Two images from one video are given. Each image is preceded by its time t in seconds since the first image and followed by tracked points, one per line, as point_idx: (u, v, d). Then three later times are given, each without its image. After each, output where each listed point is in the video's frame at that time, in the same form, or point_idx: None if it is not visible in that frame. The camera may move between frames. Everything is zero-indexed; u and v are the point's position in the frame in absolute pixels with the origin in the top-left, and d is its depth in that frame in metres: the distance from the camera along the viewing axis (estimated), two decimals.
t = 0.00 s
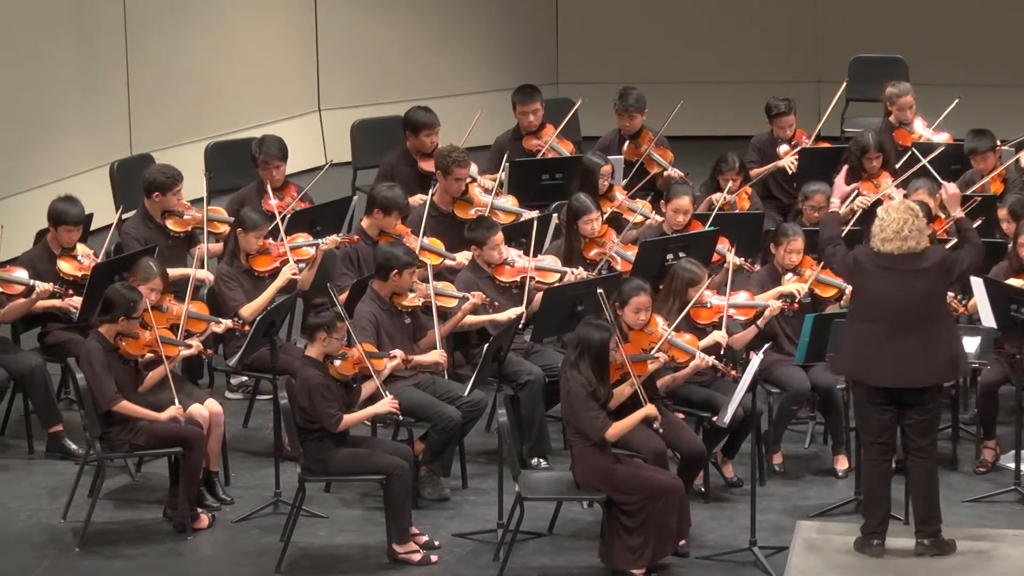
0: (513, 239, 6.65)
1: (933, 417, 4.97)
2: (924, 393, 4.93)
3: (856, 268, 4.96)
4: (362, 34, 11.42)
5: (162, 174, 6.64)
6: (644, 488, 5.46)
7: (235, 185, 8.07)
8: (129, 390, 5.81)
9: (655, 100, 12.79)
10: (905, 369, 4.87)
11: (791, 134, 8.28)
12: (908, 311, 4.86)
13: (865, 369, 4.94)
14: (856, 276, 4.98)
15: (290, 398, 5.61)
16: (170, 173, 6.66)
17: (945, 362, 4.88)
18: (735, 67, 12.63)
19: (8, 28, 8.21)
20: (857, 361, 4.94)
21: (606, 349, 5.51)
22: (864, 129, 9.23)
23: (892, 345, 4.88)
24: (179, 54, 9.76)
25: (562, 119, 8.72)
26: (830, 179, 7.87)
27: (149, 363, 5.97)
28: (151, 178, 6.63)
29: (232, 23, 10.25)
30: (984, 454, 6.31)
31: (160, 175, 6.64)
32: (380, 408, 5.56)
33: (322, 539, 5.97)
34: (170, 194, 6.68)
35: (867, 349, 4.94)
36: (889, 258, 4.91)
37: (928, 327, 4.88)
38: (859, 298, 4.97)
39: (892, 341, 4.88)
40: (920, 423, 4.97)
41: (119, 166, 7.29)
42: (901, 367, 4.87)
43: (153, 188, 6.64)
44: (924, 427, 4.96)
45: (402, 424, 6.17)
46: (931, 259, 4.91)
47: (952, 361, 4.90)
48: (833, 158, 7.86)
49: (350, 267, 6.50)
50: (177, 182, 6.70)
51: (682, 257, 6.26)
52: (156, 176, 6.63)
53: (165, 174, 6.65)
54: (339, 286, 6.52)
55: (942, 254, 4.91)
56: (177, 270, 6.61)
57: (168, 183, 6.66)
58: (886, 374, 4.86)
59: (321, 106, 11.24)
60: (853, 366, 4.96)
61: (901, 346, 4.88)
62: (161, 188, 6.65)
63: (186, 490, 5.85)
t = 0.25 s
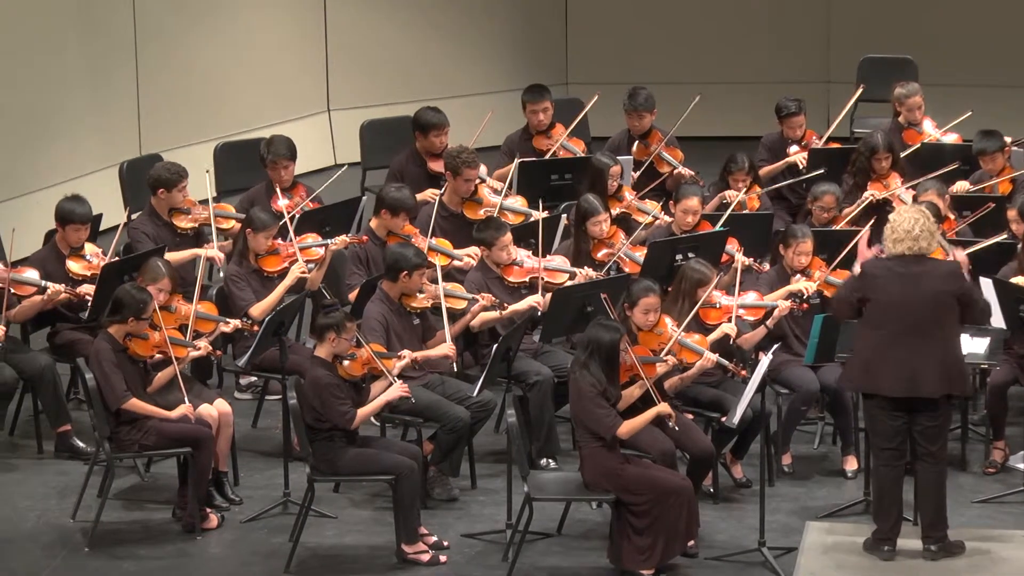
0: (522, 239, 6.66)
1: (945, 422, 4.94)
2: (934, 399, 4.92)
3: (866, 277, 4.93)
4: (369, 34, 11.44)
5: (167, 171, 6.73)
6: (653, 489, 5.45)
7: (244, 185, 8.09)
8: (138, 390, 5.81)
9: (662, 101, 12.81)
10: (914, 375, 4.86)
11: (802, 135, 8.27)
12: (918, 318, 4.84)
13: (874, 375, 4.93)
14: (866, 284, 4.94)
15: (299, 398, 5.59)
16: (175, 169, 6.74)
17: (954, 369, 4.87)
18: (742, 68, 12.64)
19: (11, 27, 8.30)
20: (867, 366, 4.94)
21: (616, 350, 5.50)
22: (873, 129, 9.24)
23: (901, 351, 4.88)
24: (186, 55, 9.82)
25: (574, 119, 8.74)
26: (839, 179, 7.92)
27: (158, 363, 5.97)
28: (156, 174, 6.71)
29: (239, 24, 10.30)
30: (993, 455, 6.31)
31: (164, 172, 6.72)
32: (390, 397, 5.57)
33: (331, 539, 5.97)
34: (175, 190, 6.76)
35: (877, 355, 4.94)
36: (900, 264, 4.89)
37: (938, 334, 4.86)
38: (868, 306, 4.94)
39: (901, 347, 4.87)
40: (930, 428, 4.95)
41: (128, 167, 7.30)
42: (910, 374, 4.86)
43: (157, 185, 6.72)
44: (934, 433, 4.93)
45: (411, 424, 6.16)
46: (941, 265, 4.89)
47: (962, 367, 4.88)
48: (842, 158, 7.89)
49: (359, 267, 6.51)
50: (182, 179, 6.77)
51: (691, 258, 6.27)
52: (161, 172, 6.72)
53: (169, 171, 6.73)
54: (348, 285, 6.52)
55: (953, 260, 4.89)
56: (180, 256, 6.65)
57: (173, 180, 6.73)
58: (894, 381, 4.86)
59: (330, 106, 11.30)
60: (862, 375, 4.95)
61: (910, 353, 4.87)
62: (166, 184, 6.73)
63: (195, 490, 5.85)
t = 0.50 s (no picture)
0: (533, 240, 6.66)
1: (959, 426, 4.94)
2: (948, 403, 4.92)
3: (881, 280, 4.94)
4: (377, 34, 11.46)
5: (174, 169, 6.73)
6: (663, 489, 5.44)
7: (255, 185, 8.11)
8: (149, 390, 5.81)
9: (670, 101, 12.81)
10: (930, 378, 4.86)
11: (813, 135, 8.28)
12: (934, 321, 4.85)
13: (890, 377, 4.93)
14: (880, 288, 4.95)
15: (309, 398, 5.59)
16: (182, 167, 6.74)
17: (971, 373, 4.87)
18: (750, 67, 12.65)
19: (16, 27, 8.35)
20: (883, 368, 4.94)
21: (628, 350, 5.50)
22: (884, 130, 9.25)
23: (917, 354, 4.88)
24: (197, 56, 9.84)
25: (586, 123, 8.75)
26: (850, 180, 7.93)
27: (169, 364, 5.97)
28: (163, 172, 6.72)
29: (248, 24, 10.33)
30: (1004, 456, 6.30)
31: (171, 169, 6.72)
32: (403, 400, 5.55)
33: (341, 540, 5.97)
34: (182, 188, 6.76)
35: (893, 357, 4.94)
36: (916, 266, 4.90)
37: (954, 338, 4.87)
38: (883, 310, 4.95)
39: (917, 350, 4.87)
40: (945, 432, 4.94)
41: (139, 167, 7.32)
42: (926, 376, 4.86)
43: (165, 183, 6.73)
44: (948, 437, 4.93)
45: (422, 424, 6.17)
46: (957, 269, 4.90)
47: (979, 371, 4.88)
48: (852, 159, 7.91)
49: (370, 267, 6.52)
50: (190, 177, 6.78)
51: (701, 258, 6.28)
52: (168, 170, 6.72)
53: (176, 169, 6.73)
54: (358, 286, 6.53)
55: (970, 264, 4.90)
56: (188, 250, 6.64)
57: (180, 178, 6.74)
58: (910, 383, 4.86)
59: (341, 106, 11.33)
60: (877, 379, 4.96)
61: (926, 356, 4.87)
62: (173, 183, 6.74)
63: (206, 490, 5.84)
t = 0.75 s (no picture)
0: (542, 240, 6.67)
1: (971, 426, 4.93)
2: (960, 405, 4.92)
3: (895, 281, 4.94)
4: (385, 34, 11.46)
5: (180, 169, 6.73)
6: (672, 490, 5.43)
7: (263, 185, 8.12)
8: (158, 390, 5.81)
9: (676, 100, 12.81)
10: (942, 380, 4.86)
11: (821, 136, 8.28)
12: (948, 323, 4.85)
13: (902, 378, 4.93)
14: (895, 288, 4.96)
15: (318, 398, 5.58)
16: (188, 167, 6.74)
17: (983, 375, 4.87)
18: (756, 67, 12.64)
19: (25, 27, 8.36)
20: (895, 368, 4.95)
21: (637, 350, 5.50)
22: (893, 130, 9.26)
23: (930, 355, 4.88)
24: (204, 56, 9.85)
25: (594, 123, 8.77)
26: (858, 181, 7.94)
27: (178, 364, 5.97)
28: (170, 172, 6.72)
29: (256, 24, 10.33)
30: (1013, 456, 6.30)
31: (178, 169, 6.72)
32: (411, 402, 5.55)
33: (350, 540, 5.97)
34: (189, 188, 6.77)
35: (906, 358, 4.94)
36: (930, 268, 4.91)
37: (967, 340, 4.87)
38: (897, 311, 4.95)
39: (930, 351, 4.88)
40: (957, 432, 4.93)
41: (147, 167, 7.33)
42: (938, 378, 4.86)
43: (171, 183, 6.73)
44: (960, 437, 4.92)
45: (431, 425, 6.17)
46: (971, 271, 4.90)
47: (991, 374, 4.88)
48: (860, 160, 7.92)
49: (379, 267, 6.52)
50: (197, 177, 6.78)
51: (710, 259, 6.28)
52: (175, 170, 6.71)
53: (183, 168, 6.74)
54: (367, 286, 6.53)
55: (983, 267, 4.91)
56: (197, 251, 6.66)
57: (186, 178, 6.74)
58: (922, 384, 4.86)
59: (349, 107, 11.37)
60: (890, 380, 4.96)
61: (939, 357, 4.87)
62: (180, 182, 6.74)
63: (215, 490, 5.84)
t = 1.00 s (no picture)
0: (552, 241, 6.67)
1: (984, 427, 4.92)
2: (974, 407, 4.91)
3: (910, 282, 4.94)
4: (395, 34, 11.47)
5: (191, 168, 6.74)
6: (683, 490, 5.43)
7: (274, 185, 8.13)
8: (169, 389, 5.81)
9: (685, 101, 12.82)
10: (956, 381, 4.86)
11: (832, 136, 8.28)
12: (962, 324, 4.85)
13: (916, 378, 4.94)
14: (910, 289, 4.96)
15: (328, 398, 5.57)
16: (198, 167, 6.75)
17: (997, 377, 4.87)
18: (764, 68, 12.65)
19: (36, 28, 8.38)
20: (909, 369, 4.95)
21: (647, 351, 5.49)
22: (904, 131, 9.27)
23: (944, 356, 4.88)
24: (215, 56, 9.87)
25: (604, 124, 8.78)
26: (868, 181, 7.94)
27: (188, 364, 5.97)
28: (180, 172, 6.73)
29: (266, 25, 10.35)
30: None
31: (188, 169, 6.73)
32: (421, 404, 5.54)
33: (360, 540, 5.97)
34: (199, 188, 6.77)
35: (920, 359, 4.94)
36: (945, 270, 4.90)
37: (982, 342, 4.87)
38: (912, 312, 4.96)
39: (943, 352, 4.88)
40: (969, 433, 4.92)
41: (158, 167, 7.34)
42: (952, 379, 4.86)
43: (181, 183, 6.74)
44: (973, 438, 4.91)
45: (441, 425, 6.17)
46: (987, 273, 4.90)
47: (1005, 376, 4.88)
48: (871, 161, 7.93)
49: (389, 267, 6.53)
50: (207, 176, 6.79)
51: (721, 259, 6.28)
52: (185, 169, 6.72)
53: (193, 168, 6.74)
54: (378, 286, 6.54)
55: (999, 269, 4.90)
56: (208, 252, 6.68)
57: (196, 177, 6.74)
58: (935, 384, 4.86)
59: (361, 106, 11.36)
60: (903, 380, 4.97)
61: (953, 358, 4.87)
62: (190, 182, 6.74)
63: (225, 490, 5.84)
